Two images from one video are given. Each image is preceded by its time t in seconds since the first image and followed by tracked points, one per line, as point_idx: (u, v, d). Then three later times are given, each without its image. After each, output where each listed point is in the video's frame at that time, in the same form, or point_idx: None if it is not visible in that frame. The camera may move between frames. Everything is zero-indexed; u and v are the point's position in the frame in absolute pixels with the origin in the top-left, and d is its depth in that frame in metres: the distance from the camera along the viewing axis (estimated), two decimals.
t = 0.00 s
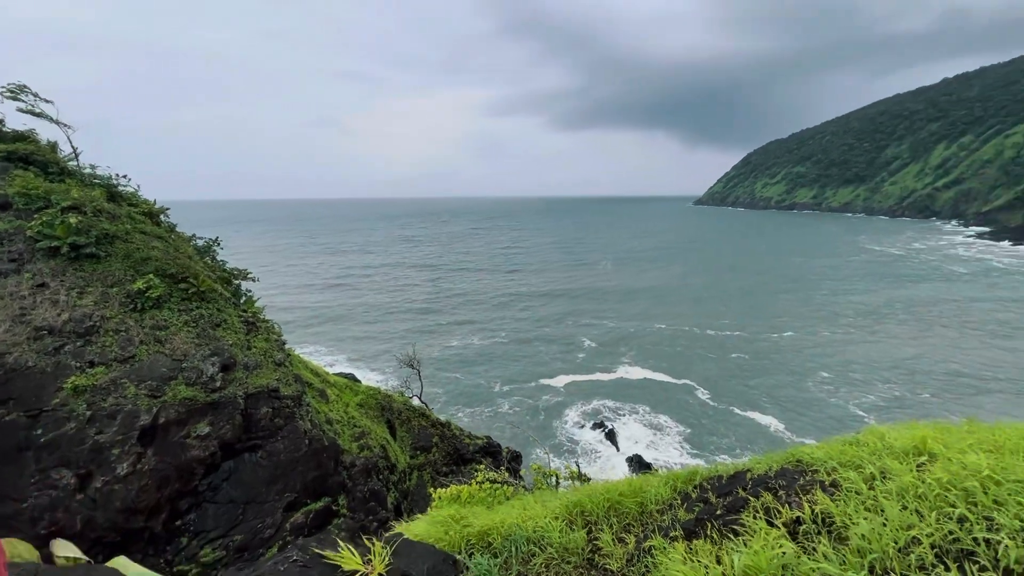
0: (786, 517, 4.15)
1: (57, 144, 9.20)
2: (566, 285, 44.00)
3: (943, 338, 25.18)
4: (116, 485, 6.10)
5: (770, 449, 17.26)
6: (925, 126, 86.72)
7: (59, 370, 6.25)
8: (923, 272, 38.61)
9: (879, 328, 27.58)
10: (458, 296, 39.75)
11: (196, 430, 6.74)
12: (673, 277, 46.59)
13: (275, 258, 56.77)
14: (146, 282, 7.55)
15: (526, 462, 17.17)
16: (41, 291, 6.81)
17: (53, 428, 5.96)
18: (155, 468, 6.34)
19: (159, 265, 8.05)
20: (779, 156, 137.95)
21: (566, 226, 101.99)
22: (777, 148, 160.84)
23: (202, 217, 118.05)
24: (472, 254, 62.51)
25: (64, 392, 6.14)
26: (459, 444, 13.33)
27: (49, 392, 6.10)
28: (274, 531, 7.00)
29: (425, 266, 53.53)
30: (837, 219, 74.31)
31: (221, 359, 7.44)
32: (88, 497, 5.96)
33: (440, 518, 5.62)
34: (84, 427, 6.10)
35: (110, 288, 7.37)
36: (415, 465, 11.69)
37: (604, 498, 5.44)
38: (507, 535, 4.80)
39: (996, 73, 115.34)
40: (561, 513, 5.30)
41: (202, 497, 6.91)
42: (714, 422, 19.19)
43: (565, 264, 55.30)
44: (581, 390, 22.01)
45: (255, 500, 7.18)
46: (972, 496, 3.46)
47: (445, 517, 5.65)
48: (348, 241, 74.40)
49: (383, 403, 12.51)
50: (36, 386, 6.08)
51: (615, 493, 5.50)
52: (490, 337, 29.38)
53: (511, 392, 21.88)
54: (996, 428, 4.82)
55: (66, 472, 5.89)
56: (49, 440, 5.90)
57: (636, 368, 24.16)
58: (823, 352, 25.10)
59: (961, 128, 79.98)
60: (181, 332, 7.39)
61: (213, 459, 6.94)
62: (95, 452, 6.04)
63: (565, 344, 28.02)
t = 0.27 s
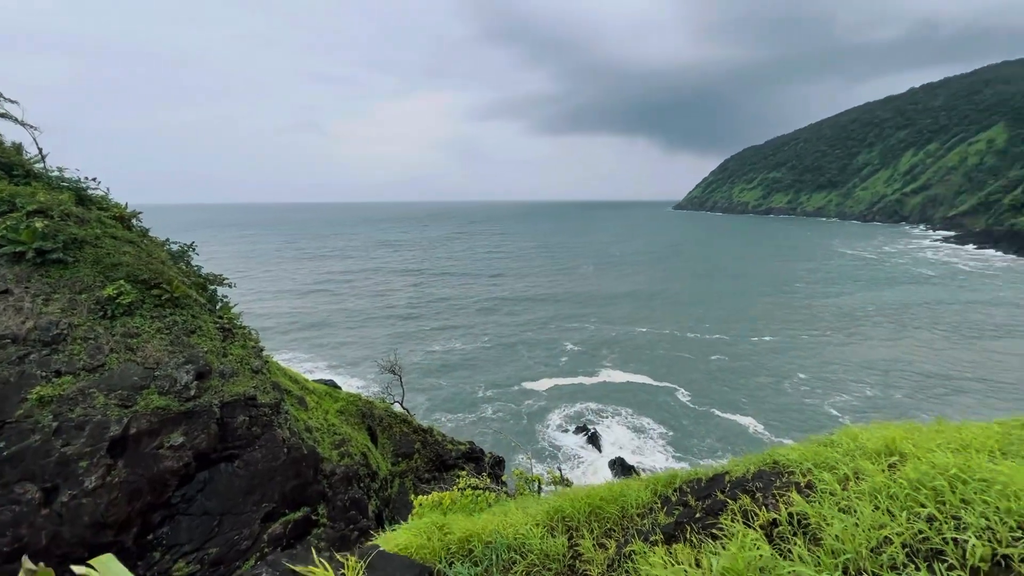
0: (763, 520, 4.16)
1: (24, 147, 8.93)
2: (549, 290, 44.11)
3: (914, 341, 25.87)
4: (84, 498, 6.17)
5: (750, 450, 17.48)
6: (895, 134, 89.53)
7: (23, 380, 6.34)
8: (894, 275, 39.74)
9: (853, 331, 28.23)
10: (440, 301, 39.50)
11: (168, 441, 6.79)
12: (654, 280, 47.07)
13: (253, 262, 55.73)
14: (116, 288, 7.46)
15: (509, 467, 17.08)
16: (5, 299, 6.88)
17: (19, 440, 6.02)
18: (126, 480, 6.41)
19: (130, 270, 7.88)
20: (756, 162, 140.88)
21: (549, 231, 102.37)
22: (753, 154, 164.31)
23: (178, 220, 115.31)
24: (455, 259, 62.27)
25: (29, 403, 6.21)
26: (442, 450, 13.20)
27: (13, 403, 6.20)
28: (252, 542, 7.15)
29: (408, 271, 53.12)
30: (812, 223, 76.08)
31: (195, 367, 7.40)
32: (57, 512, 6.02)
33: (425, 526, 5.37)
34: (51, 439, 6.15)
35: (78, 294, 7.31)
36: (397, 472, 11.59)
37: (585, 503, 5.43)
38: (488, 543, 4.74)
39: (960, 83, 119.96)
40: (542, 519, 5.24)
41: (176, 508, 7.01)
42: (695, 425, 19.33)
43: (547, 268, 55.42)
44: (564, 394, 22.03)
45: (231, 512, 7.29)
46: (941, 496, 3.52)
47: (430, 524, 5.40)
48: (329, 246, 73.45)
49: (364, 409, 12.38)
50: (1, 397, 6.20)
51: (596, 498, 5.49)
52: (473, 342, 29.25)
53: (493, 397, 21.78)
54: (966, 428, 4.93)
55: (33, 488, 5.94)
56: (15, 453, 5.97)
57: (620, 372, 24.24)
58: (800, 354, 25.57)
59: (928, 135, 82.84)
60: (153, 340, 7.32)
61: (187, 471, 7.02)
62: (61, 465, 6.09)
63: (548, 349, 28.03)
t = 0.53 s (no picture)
0: (740, 524, 4.17)
1: None
2: (531, 294, 44.15)
3: (886, 342, 26.55)
4: (50, 514, 6.11)
5: (731, 451, 17.71)
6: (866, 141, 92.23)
7: None
8: (867, 279, 40.80)
9: (828, 333, 28.86)
10: (422, 306, 39.19)
11: (140, 452, 6.85)
12: (636, 284, 47.48)
13: (230, 268, 54.54)
14: (86, 295, 7.57)
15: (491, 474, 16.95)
16: None
17: None
18: (96, 494, 6.41)
19: (99, 277, 8.03)
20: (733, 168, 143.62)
21: (530, 235, 102.55)
22: (731, 160, 167.67)
23: (151, 225, 112.37)
24: (437, 264, 61.90)
25: None
26: (424, 457, 12.99)
27: None
28: (227, 555, 7.15)
29: (389, 276, 52.59)
30: (787, 228, 77.87)
31: (169, 376, 7.52)
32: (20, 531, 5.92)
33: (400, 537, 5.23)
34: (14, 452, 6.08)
35: (44, 302, 7.36)
36: (378, 480, 11.47)
37: (566, 510, 5.37)
38: (467, 553, 4.66)
39: (925, 92, 124.52)
40: (522, 527, 5.17)
41: (148, 522, 7.02)
42: (677, 427, 19.47)
43: (530, 273, 55.51)
44: (547, 398, 22.01)
45: (206, 524, 7.34)
46: (913, 498, 3.56)
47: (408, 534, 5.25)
48: (308, 251, 72.37)
49: (344, 416, 12.23)
50: None
51: (576, 504, 5.45)
52: (455, 348, 29.06)
53: (476, 403, 21.64)
54: (933, 429, 5.05)
55: None
56: None
57: (601, 375, 24.35)
58: (777, 356, 26.02)
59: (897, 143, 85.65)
60: (124, 348, 7.45)
61: (160, 483, 7.07)
62: (25, 480, 6.00)
63: (531, 353, 28.00)
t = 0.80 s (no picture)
0: (719, 530, 4.16)
1: None
2: (514, 299, 44.10)
3: (860, 344, 27.20)
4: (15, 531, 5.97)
5: (711, 452, 17.94)
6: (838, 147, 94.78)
7: None
8: (842, 282, 41.79)
9: (805, 336, 29.45)
10: (404, 312, 38.80)
11: (112, 464, 6.87)
12: (618, 288, 47.80)
13: (206, 274, 53.21)
14: (53, 302, 7.64)
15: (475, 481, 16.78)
16: None
17: None
18: (65, 509, 6.38)
19: (67, 284, 8.14)
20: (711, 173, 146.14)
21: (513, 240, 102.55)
22: (709, 165, 170.55)
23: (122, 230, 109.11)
24: (419, 269, 61.43)
25: None
26: (406, 463, 12.72)
27: None
28: (203, 569, 7.28)
29: (370, 281, 51.95)
30: (764, 232, 79.54)
31: (141, 386, 7.57)
32: None
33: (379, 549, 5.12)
34: None
35: (9, 310, 7.35)
36: (359, 488, 11.34)
37: (547, 517, 5.33)
38: (448, 563, 4.60)
39: (894, 101, 128.91)
40: (504, 536, 5.12)
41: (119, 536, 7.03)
42: (659, 430, 19.59)
43: (512, 277, 55.47)
44: (530, 403, 21.93)
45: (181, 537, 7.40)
46: (883, 500, 3.61)
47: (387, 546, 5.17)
48: (287, 256, 71.10)
49: (324, 424, 12.08)
50: None
51: (557, 513, 5.41)
52: (437, 354, 28.79)
53: (458, 409, 21.44)
54: (904, 430, 5.15)
55: None
56: None
57: (584, 379, 24.38)
58: (756, 359, 26.43)
59: (868, 149, 88.32)
60: (94, 358, 7.52)
61: (132, 496, 7.09)
62: None
63: (514, 358, 27.91)
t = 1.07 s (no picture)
0: (699, 534, 4.16)
1: None
2: (497, 304, 44.01)
3: (836, 345, 27.85)
4: None
5: (694, 454, 18.12)
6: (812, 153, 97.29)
7: None
8: (817, 284, 42.78)
9: (783, 338, 30.05)
10: (386, 317, 38.39)
11: (81, 478, 6.68)
12: (600, 292, 48.11)
13: (180, 281, 51.84)
14: (21, 311, 7.35)
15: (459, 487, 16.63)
16: None
17: None
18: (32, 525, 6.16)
19: (34, 292, 7.82)
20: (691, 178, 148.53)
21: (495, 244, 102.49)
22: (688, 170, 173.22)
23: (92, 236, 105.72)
24: (401, 274, 60.90)
25: None
26: (389, 471, 12.54)
27: None
28: None
29: (351, 287, 51.29)
30: (743, 236, 81.07)
31: (113, 396, 7.35)
32: None
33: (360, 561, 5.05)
34: None
35: None
36: (341, 497, 11.16)
37: (530, 525, 5.30)
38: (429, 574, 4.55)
39: (864, 108, 133.07)
40: (486, 545, 5.07)
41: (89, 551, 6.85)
42: (643, 433, 19.72)
43: (495, 282, 55.37)
44: (514, 408, 21.87)
45: (154, 551, 7.22)
46: (857, 502, 3.67)
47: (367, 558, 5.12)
48: (265, 262, 69.79)
49: (305, 432, 11.85)
50: None
51: (540, 520, 5.39)
52: (420, 359, 28.52)
53: (442, 415, 21.25)
54: (879, 431, 5.24)
55: None
56: None
57: (567, 383, 24.42)
58: (736, 361, 26.85)
59: (840, 155, 90.83)
60: (63, 368, 7.27)
61: (102, 510, 6.91)
62: None
63: (497, 362, 27.83)
